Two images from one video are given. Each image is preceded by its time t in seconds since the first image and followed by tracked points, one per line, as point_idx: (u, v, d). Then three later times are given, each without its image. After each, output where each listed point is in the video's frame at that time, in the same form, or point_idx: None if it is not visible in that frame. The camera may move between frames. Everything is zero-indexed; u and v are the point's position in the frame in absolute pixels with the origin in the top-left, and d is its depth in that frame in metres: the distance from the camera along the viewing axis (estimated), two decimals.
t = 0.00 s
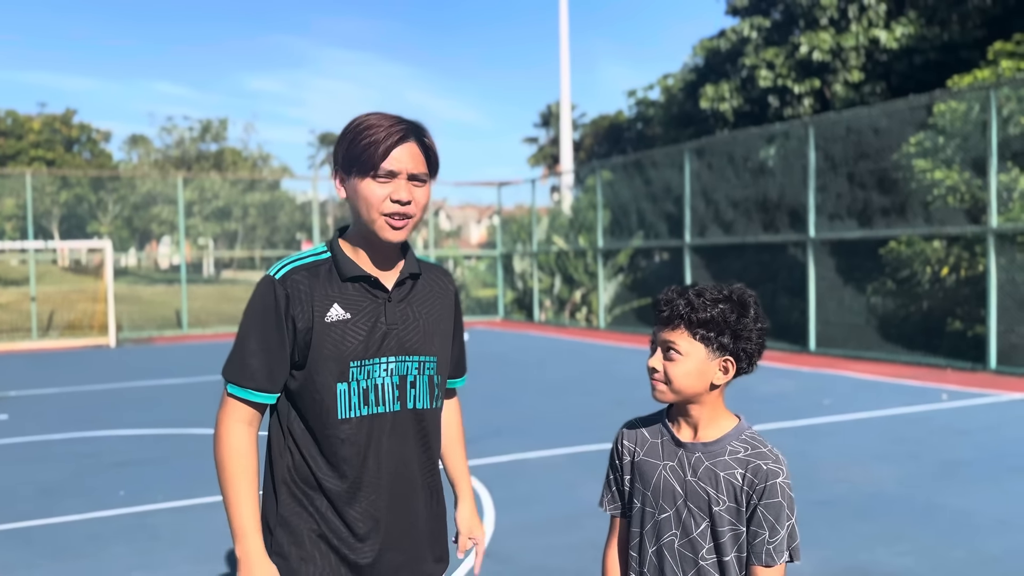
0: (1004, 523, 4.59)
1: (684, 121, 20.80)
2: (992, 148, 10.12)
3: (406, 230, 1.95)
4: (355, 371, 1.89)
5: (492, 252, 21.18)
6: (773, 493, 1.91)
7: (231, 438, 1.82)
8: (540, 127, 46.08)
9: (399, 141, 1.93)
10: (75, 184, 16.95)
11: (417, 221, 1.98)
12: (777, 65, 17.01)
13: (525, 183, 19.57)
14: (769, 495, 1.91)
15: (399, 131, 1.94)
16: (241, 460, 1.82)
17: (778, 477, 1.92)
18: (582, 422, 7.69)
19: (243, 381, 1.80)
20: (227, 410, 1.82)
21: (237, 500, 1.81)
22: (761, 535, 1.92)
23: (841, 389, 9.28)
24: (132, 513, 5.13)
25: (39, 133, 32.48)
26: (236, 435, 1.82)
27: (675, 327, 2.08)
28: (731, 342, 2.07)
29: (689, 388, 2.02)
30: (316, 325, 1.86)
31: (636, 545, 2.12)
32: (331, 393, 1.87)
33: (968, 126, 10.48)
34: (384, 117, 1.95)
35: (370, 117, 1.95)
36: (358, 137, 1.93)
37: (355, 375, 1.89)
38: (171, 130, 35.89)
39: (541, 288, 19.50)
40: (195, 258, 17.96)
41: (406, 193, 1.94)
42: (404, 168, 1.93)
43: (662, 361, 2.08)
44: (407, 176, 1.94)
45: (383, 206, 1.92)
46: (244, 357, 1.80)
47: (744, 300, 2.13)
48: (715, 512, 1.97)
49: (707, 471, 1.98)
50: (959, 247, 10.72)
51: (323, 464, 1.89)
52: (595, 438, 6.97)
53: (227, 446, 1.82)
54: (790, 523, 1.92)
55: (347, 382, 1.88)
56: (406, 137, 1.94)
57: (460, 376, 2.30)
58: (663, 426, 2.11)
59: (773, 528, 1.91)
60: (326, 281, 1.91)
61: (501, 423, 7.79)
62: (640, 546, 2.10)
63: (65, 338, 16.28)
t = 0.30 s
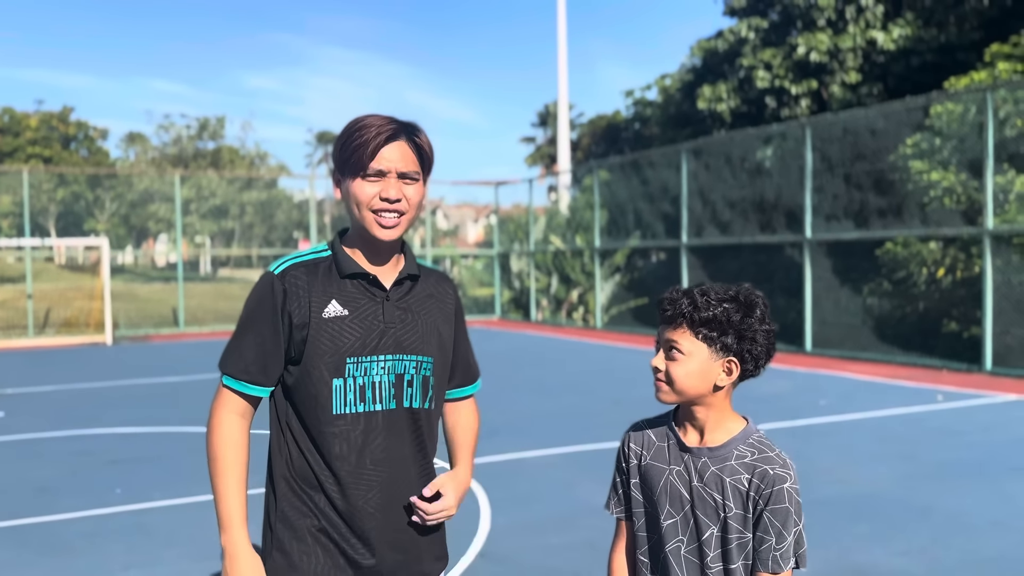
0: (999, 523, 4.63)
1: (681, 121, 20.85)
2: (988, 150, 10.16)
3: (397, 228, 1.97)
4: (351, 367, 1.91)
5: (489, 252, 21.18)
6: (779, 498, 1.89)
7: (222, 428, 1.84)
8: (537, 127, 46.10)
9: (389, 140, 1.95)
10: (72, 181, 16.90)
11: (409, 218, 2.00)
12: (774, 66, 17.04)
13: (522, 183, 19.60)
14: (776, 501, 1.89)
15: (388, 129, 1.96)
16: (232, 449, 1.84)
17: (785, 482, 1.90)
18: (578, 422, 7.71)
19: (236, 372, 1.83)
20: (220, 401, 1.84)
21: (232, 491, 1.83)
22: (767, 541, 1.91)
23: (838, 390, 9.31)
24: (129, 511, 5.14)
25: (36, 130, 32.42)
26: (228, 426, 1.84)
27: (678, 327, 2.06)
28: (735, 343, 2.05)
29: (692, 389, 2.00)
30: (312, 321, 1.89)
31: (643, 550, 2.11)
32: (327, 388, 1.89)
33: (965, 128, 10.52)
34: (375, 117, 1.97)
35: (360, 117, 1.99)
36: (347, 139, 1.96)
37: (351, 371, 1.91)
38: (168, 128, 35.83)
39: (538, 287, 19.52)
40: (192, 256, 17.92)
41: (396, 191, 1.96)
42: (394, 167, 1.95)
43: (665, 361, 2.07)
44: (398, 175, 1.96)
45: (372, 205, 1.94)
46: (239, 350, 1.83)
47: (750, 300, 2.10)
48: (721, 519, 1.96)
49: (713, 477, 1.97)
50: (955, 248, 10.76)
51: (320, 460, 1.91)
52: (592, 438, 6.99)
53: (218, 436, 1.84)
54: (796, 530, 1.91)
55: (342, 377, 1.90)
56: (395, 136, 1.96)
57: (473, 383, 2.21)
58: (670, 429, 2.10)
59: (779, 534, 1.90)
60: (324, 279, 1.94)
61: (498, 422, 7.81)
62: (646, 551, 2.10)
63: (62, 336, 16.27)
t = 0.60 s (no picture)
0: (995, 524, 4.62)
1: (679, 121, 20.85)
2: (987, 151, 10.13)
3: (382, 226, 1.91)
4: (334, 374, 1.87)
5: (487, 250, 21.16)
6: (808, 508, 1.81)
7: (200, 435, 1.84)
8: (535, 126, 45.97)
9: (366, 134, 1.92)
10: (69, 178, 16.84)
11: (392, 218, 1.94)
12: (773, 66, 17.04)
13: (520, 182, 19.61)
14: (804, 510, 1.82)
15: (364, 121, 1.93)
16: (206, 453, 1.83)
17: (814, 492, 1.82)
18: (575, 421, 7.71)
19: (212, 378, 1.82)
20: (199, 408, 1.84)
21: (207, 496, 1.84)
22: (795, 553, 1.82)
23: (835, 390, 9.31)
24: (123, 508, 5.13)
25: (34, 127, 32.36)
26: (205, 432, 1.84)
27: (708, 327, 2.01)
28: (767, 344, 1.99)
29: (722, 391, 1.95)
30: (291, 326, 1.86)
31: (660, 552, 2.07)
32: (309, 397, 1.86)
33: (963, 129, 10.46)
34: (352, 112, 1.94)
35: (338, 113, 1.96)
36: (323, 137, 1.94)
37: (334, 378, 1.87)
38: (166, 125, 35.76)
39: (535, 287, 19.51)
40: (189, 253, 17.84)
41: (376, 188, 1.91)
42: (373, 162, 1.92)
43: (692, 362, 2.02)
44: (377, 171, 1.92)
45: (351, 203, 1.90)
46: (216, 356, 1.82)
47: (784, 299, 2.04)
48: (744, 524, 1.90)
49: (738, 481, 1.91)
50: (953, 250, 10.74)
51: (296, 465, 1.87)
52: (589, 437, 6.99)
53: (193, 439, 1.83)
54: (827, 542, 1.81)
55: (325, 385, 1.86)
56: (373, 130, 1.93)
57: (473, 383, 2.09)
58: (694, 430, 2.06)
59: (808, 546, 1.81)
60: (304, 282, 1.90)
61: (495, 421, 7.81)
62: (664, 556, 2.04)
63: (59, 333, 16.28)
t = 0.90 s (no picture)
0: (994, 524, 4.62)
1: (677, 120, 20.87)
2: (985, 151, 10.13)
3: (335, 214, 1.77)
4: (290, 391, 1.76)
5: (485, 249, 21.15)
6: (839, 514, 1.78)
7: (161, 456, 1.81)
8: (533, 124, 45.89)
9: (313, 114, 1.79)
10: (67, 175, 16.85)
11: (347, 207, 1.80)
12: (771, 65, 17.06)
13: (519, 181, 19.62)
14: (835, 517, 1.79)
15: (311, 101, 1.80)
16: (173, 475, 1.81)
17: (845, 497, 1.79)
18: (573, 420, 7.70)
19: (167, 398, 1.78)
20: (157, 430, 1.81)
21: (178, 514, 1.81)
22: (828, 560, 1.79)
23: (833, 389, 9.31)
24: (121, 505, 5.13)
25: (31, 123, 32.31)
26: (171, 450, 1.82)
27: (739, 329, 1.98)
28: (801, 347, 1.98)
29: (754, 396, 1.93)
30: (240, 342, 1.75)
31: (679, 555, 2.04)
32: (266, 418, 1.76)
33: (960, 129, 10.46)
34: (298, 93, 1.81)
35: (284, 93, 1.83)
36: (266, 121, 1.81)
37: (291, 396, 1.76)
38: (165, 122, 35.74)
39: (533, 285, 19.52)
40: (186, 250, 17.86)
41: (327, 173, 1.78)
42: (322, 144, 1.78)
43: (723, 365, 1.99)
44: (328, 154, 1.79)
45: (298, 192, 1.76)
46: (166, 374, 1.77)
47: (816, 301, 2.03)
48: (771, 530, 1.87)
49: (764, 485, 1.89)
50: (950, 249, 10.71)
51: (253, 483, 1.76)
52: (587, 436, 6.98)
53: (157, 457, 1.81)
54: (858, 548, 1.78)
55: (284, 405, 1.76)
56: (322, 108, 1.80)
57: (459, 385, 1.94)
58: (717, 432, 2.03)
59: (840, 553, 1.78)
60: (254, 290, 1.78)
61: (492, 419, 7.81)
62: (682, 559, 2.02)
63: (56, 330, 16.27)
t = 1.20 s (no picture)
0: (991, 523, 4.63)
1: (676, 118, 20.87)
2: (983, 150, 10.14)
3: (296, 212, 1.67)
4: (265, 408, 1.66)
5: (483, 245, 21.19)
6: (854, 514, 1.78)
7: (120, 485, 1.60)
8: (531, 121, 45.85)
9: (265, 106, 1.69)
10: (64, 170, 16.74)
11: (309, 204, 1.69)
12: (770, 63, 17.07)
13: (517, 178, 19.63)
14: (850, 517, 1.79)
15: (261, 91, 1.70)
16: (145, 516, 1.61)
17: (860, 497, 1.79)
18: (571, 417, 7.71)
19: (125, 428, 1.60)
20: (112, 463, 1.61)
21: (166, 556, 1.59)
22: (843, 560, 1.79)
23: (830, 387, 9.32)
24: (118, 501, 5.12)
25: (29, 118, 32.23)
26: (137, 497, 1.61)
27: (758, 329, 1.97)
28: (819, 346, 1.99)
29: (773, 396, 1.92)
30: (209, 358, 1.64)
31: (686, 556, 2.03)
32: (241, 435, 1.66)
33: (959, 128, 10.46)
34: (249, 84, 1.71)
35: (231, 88, 1.73)
36: (215, 118, 1.70)
37: (266, 413, 1.66)
38: (162, 118, 35.70)
39: (531, 282, 19.54)
40: (184, 246, 17.83)
41: (285, 168, 1.67)
42: (276, 138, 1.68)
43: (741, 365, 1.97)
44: (285, 147, 1.68)
45: (255, 188, 1.65)
46: (123, 400, 1.60)
47: (831, 300, 2.04)
48: (785, 531, 1.86)
49: (777, 485, 1.88)
50: (947, 248, 10.72)
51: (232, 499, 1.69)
52: (584, 433, 6.99)
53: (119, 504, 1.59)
54: (872, 548, 1.78)
55: (258, 421, 1.66)
56: (274, 100, 1.70)
57: (446, 379, 1.95)
58: (728, 432, 2.02)
59: (855, 553, 1.78)
60: (221, 303, 1.66)
61: (490, 416, 7.81)
62: (690, 561, 2.00)
63: (53, 325, 16.26)
